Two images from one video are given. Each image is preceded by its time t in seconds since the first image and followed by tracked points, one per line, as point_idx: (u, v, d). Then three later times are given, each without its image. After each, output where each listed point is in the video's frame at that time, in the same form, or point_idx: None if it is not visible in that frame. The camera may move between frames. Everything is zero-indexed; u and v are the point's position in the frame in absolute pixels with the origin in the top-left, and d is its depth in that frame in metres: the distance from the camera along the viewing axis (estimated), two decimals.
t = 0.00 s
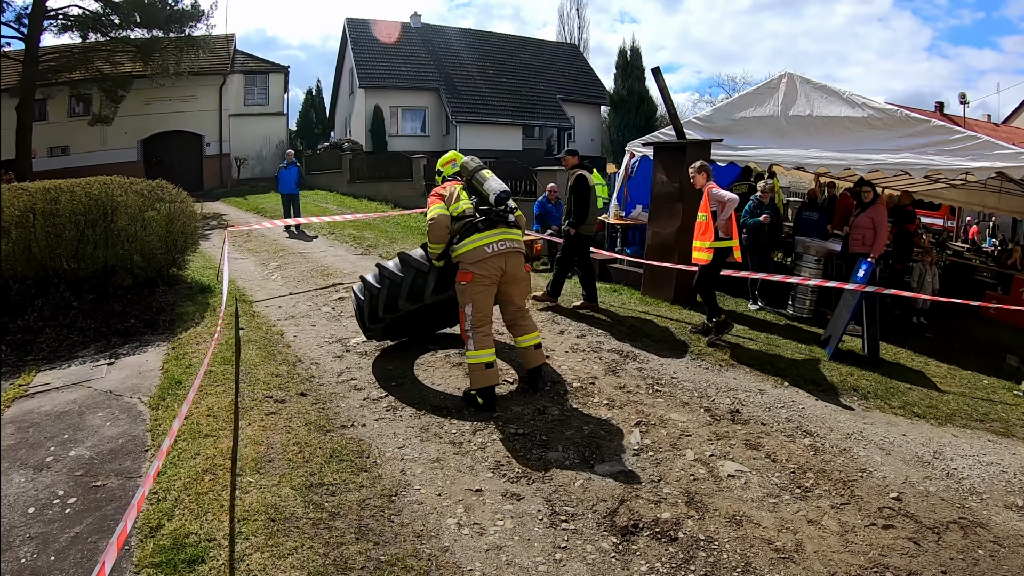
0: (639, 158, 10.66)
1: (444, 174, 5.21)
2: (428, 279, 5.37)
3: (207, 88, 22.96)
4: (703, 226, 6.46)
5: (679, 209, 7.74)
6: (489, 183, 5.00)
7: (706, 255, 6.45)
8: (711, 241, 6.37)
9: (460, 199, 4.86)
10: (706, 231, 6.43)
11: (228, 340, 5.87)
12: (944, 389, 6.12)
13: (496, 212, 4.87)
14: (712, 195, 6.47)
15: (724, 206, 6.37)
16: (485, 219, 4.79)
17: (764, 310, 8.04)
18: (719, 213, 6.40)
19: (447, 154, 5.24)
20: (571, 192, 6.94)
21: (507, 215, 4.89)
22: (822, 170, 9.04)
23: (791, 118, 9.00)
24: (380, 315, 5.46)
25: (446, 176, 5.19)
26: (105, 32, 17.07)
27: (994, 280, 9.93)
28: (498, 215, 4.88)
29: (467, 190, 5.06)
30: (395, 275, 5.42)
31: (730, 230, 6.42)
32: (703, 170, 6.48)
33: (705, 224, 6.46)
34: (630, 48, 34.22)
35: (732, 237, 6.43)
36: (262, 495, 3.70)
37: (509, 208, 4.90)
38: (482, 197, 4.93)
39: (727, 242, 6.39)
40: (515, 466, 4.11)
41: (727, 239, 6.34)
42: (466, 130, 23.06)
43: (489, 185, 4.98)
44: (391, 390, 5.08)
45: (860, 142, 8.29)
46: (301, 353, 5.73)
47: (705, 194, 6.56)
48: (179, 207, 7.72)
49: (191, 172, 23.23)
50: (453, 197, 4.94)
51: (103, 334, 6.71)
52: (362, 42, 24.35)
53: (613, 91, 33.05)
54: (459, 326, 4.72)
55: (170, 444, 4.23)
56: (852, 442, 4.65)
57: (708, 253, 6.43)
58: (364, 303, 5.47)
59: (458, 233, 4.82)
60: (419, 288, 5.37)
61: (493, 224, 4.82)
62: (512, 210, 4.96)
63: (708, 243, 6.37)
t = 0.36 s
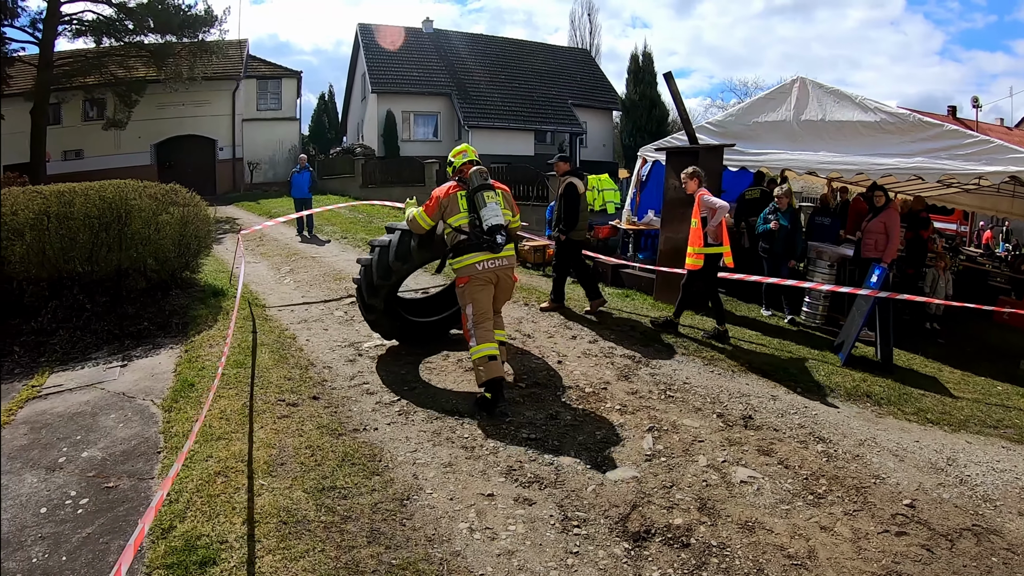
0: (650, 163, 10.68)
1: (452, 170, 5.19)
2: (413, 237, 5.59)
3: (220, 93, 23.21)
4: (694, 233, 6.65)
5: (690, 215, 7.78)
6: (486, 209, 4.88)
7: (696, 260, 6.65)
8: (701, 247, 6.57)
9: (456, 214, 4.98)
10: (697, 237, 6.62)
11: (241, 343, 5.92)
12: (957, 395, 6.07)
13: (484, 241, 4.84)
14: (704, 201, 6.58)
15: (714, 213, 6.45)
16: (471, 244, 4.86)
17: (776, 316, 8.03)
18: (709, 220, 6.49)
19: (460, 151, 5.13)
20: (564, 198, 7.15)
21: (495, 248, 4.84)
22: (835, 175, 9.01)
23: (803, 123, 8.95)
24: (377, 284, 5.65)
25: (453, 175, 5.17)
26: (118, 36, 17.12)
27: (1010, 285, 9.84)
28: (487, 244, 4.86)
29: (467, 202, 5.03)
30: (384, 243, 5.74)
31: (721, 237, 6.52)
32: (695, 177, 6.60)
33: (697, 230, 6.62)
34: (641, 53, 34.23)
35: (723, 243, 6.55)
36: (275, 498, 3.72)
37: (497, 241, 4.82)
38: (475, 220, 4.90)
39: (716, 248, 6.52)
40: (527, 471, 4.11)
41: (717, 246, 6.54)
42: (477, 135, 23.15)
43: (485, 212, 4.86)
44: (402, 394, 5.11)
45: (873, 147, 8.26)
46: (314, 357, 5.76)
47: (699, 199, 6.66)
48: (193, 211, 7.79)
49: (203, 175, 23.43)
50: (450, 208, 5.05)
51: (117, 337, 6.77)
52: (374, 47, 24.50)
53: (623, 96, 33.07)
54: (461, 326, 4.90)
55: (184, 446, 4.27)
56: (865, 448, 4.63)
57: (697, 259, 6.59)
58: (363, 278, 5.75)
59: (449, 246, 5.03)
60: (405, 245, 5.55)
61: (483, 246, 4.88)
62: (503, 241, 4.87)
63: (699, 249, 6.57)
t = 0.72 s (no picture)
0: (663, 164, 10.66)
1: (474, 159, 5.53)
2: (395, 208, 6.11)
3: (232, 93, 23.35)
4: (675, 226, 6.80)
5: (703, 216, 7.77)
6: (498, 201, 5.24)
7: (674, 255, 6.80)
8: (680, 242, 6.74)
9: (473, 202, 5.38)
10: (677, 232, 6.78)
11: (254, 343, 5.96)
12: (971, 398, 6.02)
13: (494, 230, 5.24)
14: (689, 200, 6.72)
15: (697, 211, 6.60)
16: (483, 231, 5.25)
17: (789, 317, 8.03)
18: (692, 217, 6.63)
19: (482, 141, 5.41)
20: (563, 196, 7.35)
21: (504, 237, 5.22)
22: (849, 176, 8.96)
23: (817, 124, 8.91)
24: (370, 258, 5.89)
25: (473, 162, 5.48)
26: (132, 37, 17.49)
27: None
28: (497, 233, 5.25)
29: (484, 192, 5.39)
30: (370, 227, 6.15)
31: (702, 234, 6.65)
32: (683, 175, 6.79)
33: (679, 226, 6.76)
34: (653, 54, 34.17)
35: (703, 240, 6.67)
36: (286, 498, 3.73)
37: (507, 232, 5.20)
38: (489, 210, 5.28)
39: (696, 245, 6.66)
40: (538, 472, 4.10)
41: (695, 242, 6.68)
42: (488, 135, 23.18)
43: (498, 204, 5.22)
44: (414, 394, 5.12)
45: (887, 148, 8.20)
46: (326, 357, 5.79)
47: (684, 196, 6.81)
48: (206, 211, 7.84)
49: (215, 176, 23.58)
50: (468, 196, 5.42)
51: (130, 335, 6.81)
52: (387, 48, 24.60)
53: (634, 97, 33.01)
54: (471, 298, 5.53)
55: (197, 444, 4.30)
56: (878, 452, 4.60)
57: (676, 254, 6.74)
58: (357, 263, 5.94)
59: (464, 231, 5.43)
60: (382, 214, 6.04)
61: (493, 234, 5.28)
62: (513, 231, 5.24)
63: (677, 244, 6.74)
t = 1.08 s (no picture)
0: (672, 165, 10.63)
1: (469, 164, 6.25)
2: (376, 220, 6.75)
3: (242, 93, 23.46)
4: (670, 225, 6.79)
5: (712, 216, 7.75)
6: (490, 201, 5.92)
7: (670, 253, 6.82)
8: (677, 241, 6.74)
9: (469, 203, 6.10)
10: (672, 231, 6.78)
11: (262, 342, 6.00)
12: (980, 401, 5.98)
13: (489, 225, 5.90)
14: (686, 198, 6.68)
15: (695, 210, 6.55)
16: (480, 228, 5.96)
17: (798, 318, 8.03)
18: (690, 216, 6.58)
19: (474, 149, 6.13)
20: (567, 196, 7.45)
21: (498, 231, 5.88)
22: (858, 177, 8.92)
23: (826, 124, 8.88)
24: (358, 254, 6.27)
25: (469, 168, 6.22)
26: (142, 37, 17.62)
27: None
28: (493, 227, 5.92)
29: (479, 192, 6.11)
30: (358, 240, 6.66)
31: (698, 233, 6.64)
32: (678, 175, 6.74)
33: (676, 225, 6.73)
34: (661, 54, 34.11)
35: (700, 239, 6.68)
36: (293, 496, 3.75)
37: (499, 226, 5.85)
38: (482, 209, 5.99)
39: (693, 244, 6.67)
40: (545, 473, 4.11)
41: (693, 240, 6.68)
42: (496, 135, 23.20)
43: (489, 204, 5.90)
44: (421, 394, 5.14)
45: (896, 149, 8.15)
46: (334, 356, 5.81)
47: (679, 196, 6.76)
48: (215, 211, 7.88)
49: (224, 175, 23.71)
50: (465, 198, 6.14)
51: (139, 334, 6.84)
52: (396, 47, 24.65)
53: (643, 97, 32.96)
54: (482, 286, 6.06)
55: (206, 442, 4.32)
56: (886, 454, 4.58)
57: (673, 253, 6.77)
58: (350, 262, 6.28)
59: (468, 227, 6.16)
60: (362, 230, 6.73)
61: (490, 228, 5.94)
62: (505, 226, 5.89)
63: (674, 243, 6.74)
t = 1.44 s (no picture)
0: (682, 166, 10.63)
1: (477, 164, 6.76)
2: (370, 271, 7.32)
3: (251, 93, 23.60)
4: (677, 225, 6.78)
5: (720, 216, 7.75)
6: (490, 198, 6.40)
7: (680, 252, 6.76)
8: (688, 239, 6.73)
9: (471, 199, 6.56)
10: (682, 230, 6.76)
11: (271, 340, 6.04)
12: (989, 404, 5.95)
13: (487, 220, 6.36)
14: (686, 198, 6.85)
15: (697, 207, 6.76)
16: (478, 222, 6.41)
17: (806, 319, 8.02)
18: (692, 214, 6.75)
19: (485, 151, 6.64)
20: (574, 196, 7.50)
21: (495, 227, 6.34)
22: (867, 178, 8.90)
23: (836, 125, 8.87)
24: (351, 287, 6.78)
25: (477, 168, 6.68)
26: (151, 36, 17.76)
27: None
28: (490, 222, 6.37)
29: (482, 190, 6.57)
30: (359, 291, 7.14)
31: (702, 230, 6.77)
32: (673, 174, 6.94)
33: (679, 223, 6.79)
34: (671, 54, 34.04)
35: (705, 236, 6.79)
36: (301, 494, 3.77)
37: (495, 223, 6.31)
38: (482, 205, 6.46)
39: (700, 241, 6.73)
40: (552, 472, 4.12)
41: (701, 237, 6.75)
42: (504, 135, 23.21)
43: (489, 201, 6.38)
44: (428, 392, 5.16)
45: (905, 150, 8.12)
46: (343, 355, 5.85)
47: (676, 196, 6.94)
48: (225, 210, 7.94)
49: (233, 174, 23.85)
50: (471, 192, 6.60)
51: (148, 331, 6.89)
52: (405, 47, 24.73)
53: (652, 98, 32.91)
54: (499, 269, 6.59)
55: (214, 439, 4.36)
56: (893, 457, 4.57)
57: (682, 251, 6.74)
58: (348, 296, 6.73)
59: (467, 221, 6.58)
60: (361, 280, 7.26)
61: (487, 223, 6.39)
62: (500, 222, 6.36)
63: (686, 241, 6.72)
